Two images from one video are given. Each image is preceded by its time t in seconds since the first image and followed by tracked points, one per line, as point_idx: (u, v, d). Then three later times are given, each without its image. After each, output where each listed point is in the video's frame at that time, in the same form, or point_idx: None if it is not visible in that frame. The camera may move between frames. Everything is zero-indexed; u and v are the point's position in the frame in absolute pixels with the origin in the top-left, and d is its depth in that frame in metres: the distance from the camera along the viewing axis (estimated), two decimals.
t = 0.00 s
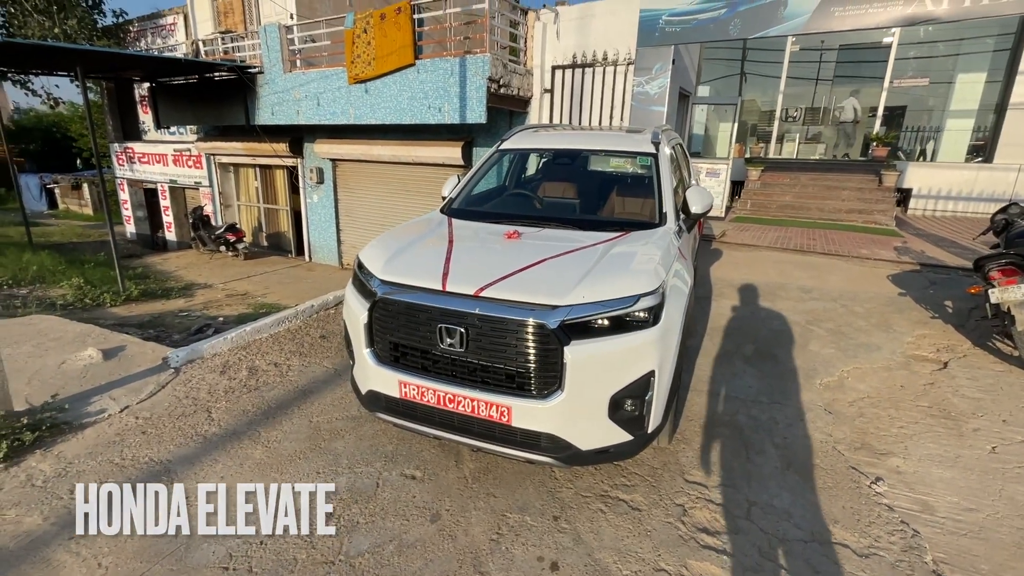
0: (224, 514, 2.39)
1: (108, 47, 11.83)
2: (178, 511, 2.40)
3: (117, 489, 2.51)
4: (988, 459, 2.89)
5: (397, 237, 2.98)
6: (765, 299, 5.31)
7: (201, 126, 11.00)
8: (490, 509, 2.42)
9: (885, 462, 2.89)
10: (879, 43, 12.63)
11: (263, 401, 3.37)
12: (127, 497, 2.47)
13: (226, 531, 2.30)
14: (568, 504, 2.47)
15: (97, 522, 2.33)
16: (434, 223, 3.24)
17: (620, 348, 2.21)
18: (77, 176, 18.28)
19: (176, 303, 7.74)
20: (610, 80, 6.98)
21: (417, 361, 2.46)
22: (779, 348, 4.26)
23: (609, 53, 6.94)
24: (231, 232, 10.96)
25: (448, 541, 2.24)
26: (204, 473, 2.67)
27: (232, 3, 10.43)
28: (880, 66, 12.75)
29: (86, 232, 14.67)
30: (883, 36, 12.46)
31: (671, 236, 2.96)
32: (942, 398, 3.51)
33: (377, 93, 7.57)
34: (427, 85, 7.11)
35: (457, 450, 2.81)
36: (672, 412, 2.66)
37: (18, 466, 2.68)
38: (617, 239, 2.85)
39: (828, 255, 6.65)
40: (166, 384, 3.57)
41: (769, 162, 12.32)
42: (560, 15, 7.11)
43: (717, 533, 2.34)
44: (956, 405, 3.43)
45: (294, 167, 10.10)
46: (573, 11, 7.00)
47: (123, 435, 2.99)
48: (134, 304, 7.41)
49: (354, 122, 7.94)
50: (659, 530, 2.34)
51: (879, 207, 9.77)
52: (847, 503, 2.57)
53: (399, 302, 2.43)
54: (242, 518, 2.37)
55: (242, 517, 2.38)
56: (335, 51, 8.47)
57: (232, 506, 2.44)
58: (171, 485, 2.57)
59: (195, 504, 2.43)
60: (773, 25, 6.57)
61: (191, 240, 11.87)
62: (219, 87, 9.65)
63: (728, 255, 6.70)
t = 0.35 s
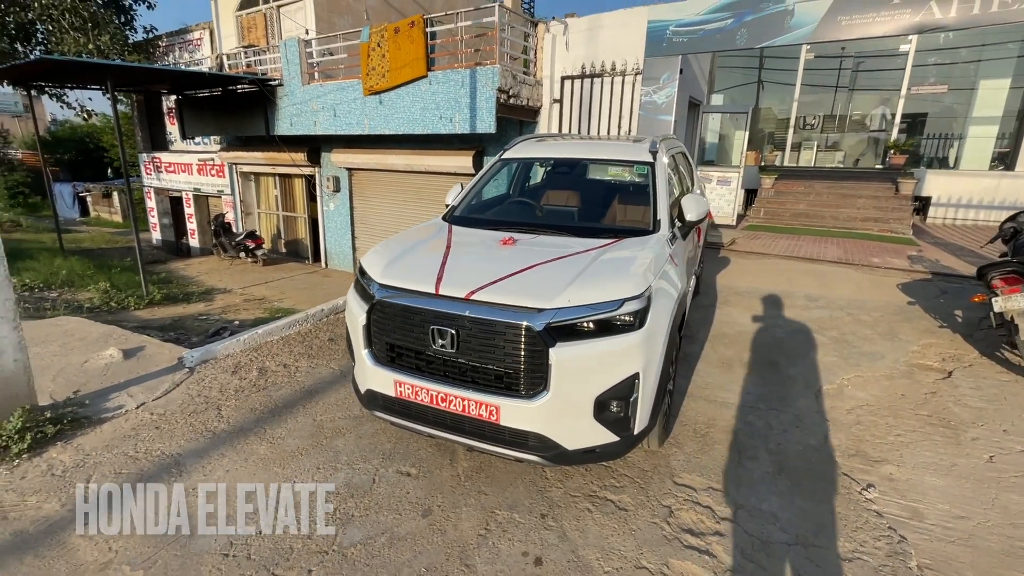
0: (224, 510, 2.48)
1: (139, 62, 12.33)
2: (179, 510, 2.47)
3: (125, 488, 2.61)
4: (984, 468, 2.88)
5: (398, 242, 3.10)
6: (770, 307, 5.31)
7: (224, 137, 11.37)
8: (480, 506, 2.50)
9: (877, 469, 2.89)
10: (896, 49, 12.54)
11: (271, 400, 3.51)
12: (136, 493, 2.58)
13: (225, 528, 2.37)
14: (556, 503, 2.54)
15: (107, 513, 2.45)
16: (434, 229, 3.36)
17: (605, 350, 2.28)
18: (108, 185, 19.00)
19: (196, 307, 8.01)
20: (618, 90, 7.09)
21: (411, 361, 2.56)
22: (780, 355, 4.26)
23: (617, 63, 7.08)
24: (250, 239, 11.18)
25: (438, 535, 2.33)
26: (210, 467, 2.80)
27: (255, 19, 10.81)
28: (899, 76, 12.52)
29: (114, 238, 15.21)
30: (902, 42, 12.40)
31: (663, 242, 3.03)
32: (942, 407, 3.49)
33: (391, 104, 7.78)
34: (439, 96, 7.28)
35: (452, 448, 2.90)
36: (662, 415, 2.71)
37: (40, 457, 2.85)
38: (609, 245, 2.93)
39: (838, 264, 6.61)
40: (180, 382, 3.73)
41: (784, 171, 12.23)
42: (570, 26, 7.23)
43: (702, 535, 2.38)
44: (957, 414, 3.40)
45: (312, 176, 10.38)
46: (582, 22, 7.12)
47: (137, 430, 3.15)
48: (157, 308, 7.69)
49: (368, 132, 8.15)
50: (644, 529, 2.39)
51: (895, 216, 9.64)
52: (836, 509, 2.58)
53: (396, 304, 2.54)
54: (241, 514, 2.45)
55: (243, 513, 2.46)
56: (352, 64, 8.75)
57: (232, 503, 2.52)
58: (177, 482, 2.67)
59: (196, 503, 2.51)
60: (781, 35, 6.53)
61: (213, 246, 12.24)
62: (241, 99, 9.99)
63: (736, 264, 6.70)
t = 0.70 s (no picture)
0: (225, 501, 2.61)
1: (169, 78, 12.88)
2: (183, 501, 2.62)
3: (136, 480, 2.78)
4: (977, 478, 2.86)
5: (395, 250, 3.25)
6: (774, 315, 5.30)
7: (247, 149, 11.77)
8: (466, 504, 2.59)
9: (867, 477, 2.89)
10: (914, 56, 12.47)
11: (277, 401, 3.67)
12: (145, 486, 2.74)
13: (225, 518, 2.50)
14: (540, 502, 2.62)
15: (118, 503, 2.62)
16: (432, 237, 3.50)
17: (584, 354, 2.36)
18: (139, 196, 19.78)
19: (216, 312, 8.30)
20: (625, 100, 7.13)
21: (402, 363, 2.68)
22: (779, 363, 4.27)
23: (624, 74, 7.13)
24: (271, 247, 11.65)
25: (423, 530, 2.43)
26: (215, 462, 2.96)
27: (277, 36, 11.22)
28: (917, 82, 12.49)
29: (144, 247, 15.82)
30: (919, 48, 12.34)
31: (651, 250, 3.11)
32: (940, 416, 3.46)
33: (403, 116, 8.01)
34: (450, 108, 7.47)
35: (444, 448, 3.00)
36: (646, 419, 2.77)
37: (60, 451, 3.05)
38: (597, 253, 3.02)
39: (849, 273, 6.55)
40: (194, 383, 3.92)
41: (800, 179, 12.11)
42: (578, 38, 7.37)
43: (681, 536, 2.43)
44: (954, 423, 3.38)
45: (329, 187, 10.68)
46: (590, 34, 7.24)
47: (150, 426, 3.33)
48: (178, 313, 7.99)
49: (382, 143, 8.38)
50: (624, 530, 2.45)
51: (913, 224, 9.46)
52: (819, 514, 2.60)
53: (388, 308, 2.67)
54: (241, 506, 2.58)
55: (242, 505, 2.60)
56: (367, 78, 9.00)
57: (233, 495, 2.67)
58: (184, 476, 2.83)
59: (200, 495, 2.66)
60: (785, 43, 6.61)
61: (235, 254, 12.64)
62: (263, 113, 10.36)
63: (743, 272, 6.70)
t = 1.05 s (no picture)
0: (236, 496, 2.77)
1: (195, 93, 13.40)
2: (198, 495, 2.79)
3: (155, 476, 2.96)
4: (970, 486, 2.87)
5: (400, 259, 3.41)
6: (778, 323, 5.32)
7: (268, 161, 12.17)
8: (462, 503, 2.71)
9: (858, 484, 2.93)
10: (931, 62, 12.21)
11: (288, 403, 3.84)
12: (163, 481, 2.92)
13: (235, 511, 2.66)
14: (533, 502, 2.72)
15: (138, 495, 2.80)
16: (435, 247, 3.65)
17: (572, 359, 2.47)
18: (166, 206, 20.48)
19: (235, 319, 8.59)
20: (633, 112, 7.25)
21: (403, 366, 2.82)
22: (780, 371, 4.30)
23: (631, 86, 7.28)
24: (289, 255, 11.97)
25: (420, 526, 2.55)
26: (228, 459, 3.13)
27: (297, 51, 11.61)
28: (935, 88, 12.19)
29: (170, 255, 16.38)
30: (936, 55, 12.04)
31: (644, 259, 3.21)
32: (938, 425, 3.47)
33: (416, 128, 8.24)
34: (461, 120, 7.66)
35: (444, 450, 3.13)
36: (637, 422, 2.85)
37: (86, 447, 3.26)
38: (592, 262, 3.13)
39: (858, 282, 6.52)
40: (211, 385, 4.13)
41: (815, 187, 12.02)
42: (586, 52, 7.52)
43: (668, 536, 2.50)
44: (952, 432, 3.38)
45: (346, 197, 10.98)
46: (598, 48, 7.41)
47: (170, 426, 3.52)
48: (200, 320, 8.29)
49: (397, 155, 8.61)
50: (612, 530, 2.53)
51: (930, 232, 9.32)
52: (808, 519, 2.64)
53: (390, 315, 2.82)
54: (250, 501, 2.73)
55: (251, 500, 2.75)
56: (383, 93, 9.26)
57: (243, 491, 2.82)
58: (199, 472, 3.01)
59: (213, 490, 2.83)
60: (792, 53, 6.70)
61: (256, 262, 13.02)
62: (283, 126, 10.72)
63: (751, 281, 6.72)
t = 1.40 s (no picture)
0: (250, 484, 2.95)
1: (216, 104, 13.85)
2: (214, 482, 2.97)
3: (175, 464, 3.15)
4: (959, 483, 2.93)
5: (406, 262, 3.57)
6: (781, 327, 5.38)
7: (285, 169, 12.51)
8: (462, 492, 2.85)
9: (848, 480, 3.00)
10: (943, 66, 12.26)
11: (300, 399, 4.02)
12: (182, 469, 3.11)
13: (249, 497, 2.82)
14: (529, 492, 2.85)
15: (159, 482, 2.98)
16: (439, 250, 3.81)
17: (565, 354, 2.61)
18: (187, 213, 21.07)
19: (252, 322, 8.85)
20: (639, 119, 7.36)
21: (407, 362, 2.98)
22: (779, 373, 4.37)
23: (637, 94, 7.44)
24: (304, 261, 12.27)
25: (421, 513, 2.69)
26: (243, 450, 3.31)
27: (314, 63, 11.97)
28: (948, 92, 12.25)
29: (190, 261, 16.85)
30: (949, 59, 12.11)
31: (638, 261, 3.34)
32: (933, 426, 3.52)
33: (427, 137, 8.46)
34: (470, 129, 7.87)
35: (446, 443, 3.27)
36: (630, 418, 2.97)
37: (112, 438, 3.47)
38: (588, 264, 3.27)
39: (863, 286, 6.55)
40: (228, 382, 4.33)
41: (825, 192, 12.00)
42: (593, 61, 7.70)
43: (657, 526, 2.61)
44: (946, 432, 3.43)
45: (360, 204, 11.26)
46: (604, 57, 7.60)
47: (189, 419, 3.73)
48: (219, 323, 8.57)
49: (408, 162, 8.83)
50: (604, 519, 2.65)
51: (943, 237, 9.26)
52: (795, 512, 2.72)
53: (395, 313, 2.98)
54: (263, 488, 2.90)
55: (263, 487, 2.92)
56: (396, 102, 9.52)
57: (256, 479, 2.99)
58: (215, 461, 3.19)
59: (228, 478, 3.00)
60: (793, 62, 6.70)
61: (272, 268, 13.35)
62: (300, 135, 11.05)
63: (756, 285, 6.78)
